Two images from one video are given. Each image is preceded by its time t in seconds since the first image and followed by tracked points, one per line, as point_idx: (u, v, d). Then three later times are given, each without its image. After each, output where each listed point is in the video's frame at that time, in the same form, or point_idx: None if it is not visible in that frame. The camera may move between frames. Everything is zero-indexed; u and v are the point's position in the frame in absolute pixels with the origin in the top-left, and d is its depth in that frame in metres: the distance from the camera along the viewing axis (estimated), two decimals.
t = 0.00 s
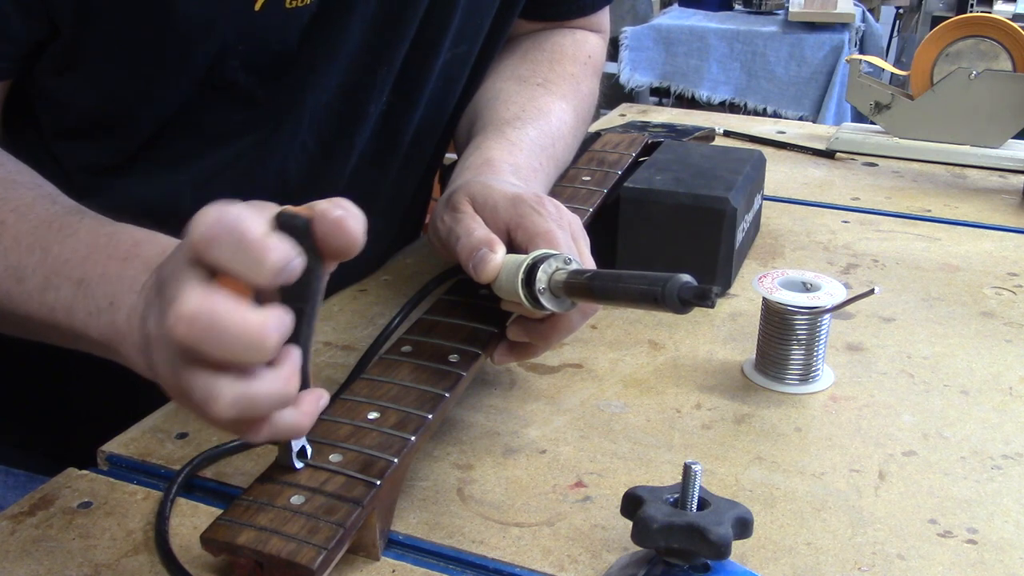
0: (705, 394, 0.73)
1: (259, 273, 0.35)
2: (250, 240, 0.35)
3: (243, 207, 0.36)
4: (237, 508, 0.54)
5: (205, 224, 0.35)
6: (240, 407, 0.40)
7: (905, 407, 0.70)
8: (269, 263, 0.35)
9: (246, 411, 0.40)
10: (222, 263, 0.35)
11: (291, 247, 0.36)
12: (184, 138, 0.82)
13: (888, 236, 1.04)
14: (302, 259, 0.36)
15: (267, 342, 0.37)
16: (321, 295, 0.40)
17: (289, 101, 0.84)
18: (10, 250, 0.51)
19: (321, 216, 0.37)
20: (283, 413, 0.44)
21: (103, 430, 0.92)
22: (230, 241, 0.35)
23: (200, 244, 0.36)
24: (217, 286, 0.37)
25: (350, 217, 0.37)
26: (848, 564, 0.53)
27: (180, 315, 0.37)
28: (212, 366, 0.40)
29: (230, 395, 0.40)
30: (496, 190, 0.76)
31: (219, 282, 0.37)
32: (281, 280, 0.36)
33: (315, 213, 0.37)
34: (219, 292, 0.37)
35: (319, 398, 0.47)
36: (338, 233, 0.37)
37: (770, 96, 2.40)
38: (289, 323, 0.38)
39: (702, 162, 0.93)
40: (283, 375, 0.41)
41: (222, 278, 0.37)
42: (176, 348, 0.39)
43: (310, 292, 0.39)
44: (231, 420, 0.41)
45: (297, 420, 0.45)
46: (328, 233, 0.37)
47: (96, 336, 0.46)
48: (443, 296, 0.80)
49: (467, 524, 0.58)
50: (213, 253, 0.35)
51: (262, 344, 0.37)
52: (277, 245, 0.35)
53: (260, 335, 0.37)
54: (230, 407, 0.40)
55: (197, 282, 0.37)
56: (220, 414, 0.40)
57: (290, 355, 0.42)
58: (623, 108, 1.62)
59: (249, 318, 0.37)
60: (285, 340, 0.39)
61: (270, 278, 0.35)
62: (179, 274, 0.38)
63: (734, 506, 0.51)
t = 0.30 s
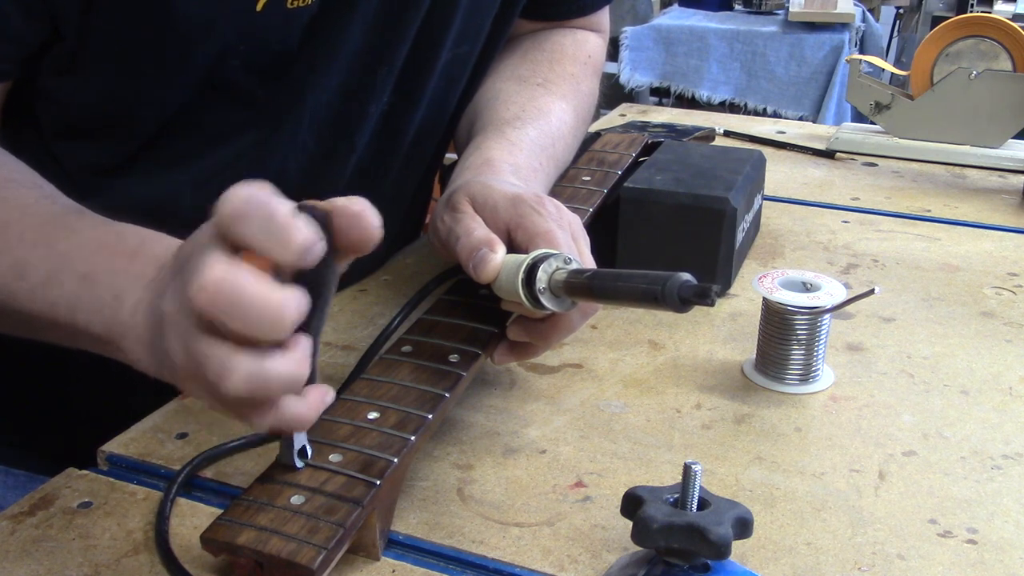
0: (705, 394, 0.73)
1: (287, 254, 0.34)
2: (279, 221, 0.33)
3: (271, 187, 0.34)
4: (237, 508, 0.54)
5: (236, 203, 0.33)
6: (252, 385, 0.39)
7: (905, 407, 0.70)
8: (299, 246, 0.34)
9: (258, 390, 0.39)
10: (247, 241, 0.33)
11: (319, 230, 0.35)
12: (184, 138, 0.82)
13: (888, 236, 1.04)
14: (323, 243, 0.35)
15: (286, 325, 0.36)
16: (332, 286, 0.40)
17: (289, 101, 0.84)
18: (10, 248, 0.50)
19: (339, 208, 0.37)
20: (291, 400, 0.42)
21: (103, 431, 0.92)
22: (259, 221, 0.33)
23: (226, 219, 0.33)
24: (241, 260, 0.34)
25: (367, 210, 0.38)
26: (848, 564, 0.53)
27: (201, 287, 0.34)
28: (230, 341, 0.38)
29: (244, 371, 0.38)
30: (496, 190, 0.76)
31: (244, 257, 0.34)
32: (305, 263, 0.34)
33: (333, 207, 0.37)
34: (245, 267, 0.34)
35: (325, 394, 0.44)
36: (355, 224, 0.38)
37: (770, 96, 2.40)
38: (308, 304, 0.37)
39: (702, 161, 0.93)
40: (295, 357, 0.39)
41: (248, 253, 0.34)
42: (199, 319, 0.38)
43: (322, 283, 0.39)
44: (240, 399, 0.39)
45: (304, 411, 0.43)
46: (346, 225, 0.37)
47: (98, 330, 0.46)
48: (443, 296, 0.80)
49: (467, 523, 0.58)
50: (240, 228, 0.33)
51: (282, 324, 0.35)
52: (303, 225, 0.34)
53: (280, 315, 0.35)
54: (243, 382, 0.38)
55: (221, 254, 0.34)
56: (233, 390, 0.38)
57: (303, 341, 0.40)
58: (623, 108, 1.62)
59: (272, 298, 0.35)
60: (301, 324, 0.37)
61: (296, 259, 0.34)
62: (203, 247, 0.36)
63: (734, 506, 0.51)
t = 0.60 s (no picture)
0: (705, 394, 0.73)
1: (271, 278, 0.33)
2: (261, 245, 0.32)
3: (252, 208, 0.33)
4: (238, 508, 0.54)
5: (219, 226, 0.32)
6: (244, 412, 0.38)
7: (905, 407, 0.70)
8: (285, 267, 0.33)
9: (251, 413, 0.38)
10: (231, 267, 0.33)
11: (305, 250, 0.33)
12: (184, 137, 0.82)
13: (888, 236, 1.04)
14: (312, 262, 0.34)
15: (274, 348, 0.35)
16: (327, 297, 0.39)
17: (289, 101, 0.84)
18: (11, 248, 0.50)
19: (329, 217, 0.36)
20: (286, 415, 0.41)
21: (103, 431, 0.92)
22: (239, 246, 0.32)
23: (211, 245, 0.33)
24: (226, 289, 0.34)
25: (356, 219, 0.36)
26: (848, 564, 0.53)
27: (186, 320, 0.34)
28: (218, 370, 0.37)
29: (234, 398, 0.37)
30: (496, 190, 0.76)
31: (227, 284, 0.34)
32: (290, 286, 0.33)
33: (320, 215, 0.36)
34: (228, 297, 0.34)
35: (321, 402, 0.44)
36: (345, 234, 0.36)
37: (770, 96, 2.39)
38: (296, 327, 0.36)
39: (702, 161, 0.93)
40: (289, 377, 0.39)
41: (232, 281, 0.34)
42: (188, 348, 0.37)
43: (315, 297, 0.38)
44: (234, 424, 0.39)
45: (300, 422, 0.42)
46: (337, 235, 0.36)
47: (96, 331, 0.46)
48: (443, 296, 0.80)
49: (467, 524, 0.58)
50: (223, 255, 0.33)
51: (269, 349, 0.35)
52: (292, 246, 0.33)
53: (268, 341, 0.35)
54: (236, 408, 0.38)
55: (206, 284, 0.34)
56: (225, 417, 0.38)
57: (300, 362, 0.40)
58: (623, 108, 1.62)
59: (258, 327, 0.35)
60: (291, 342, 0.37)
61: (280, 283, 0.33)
62: (188, 274, 0.35)
63: (734, 506, 0.51)
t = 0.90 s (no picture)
0: (705, 394, 0.73)
1: (272, 278, 0.34)
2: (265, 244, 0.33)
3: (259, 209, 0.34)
4: (237, 508, 0.54)
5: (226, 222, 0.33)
6: (244, 408, 0.38)
7: (905, 407, 0.70)
8: (287, 267, 0.33)
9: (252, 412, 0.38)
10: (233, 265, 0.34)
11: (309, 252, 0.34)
12: (183, 137, 0.82)
13: (888, 236, 1.04)
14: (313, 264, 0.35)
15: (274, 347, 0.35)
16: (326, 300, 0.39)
17: (288, 101, 0.84)
18: (9, 247, 0.50)
19: (333, 213, 0.35)
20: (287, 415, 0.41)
21: (103, 431, 0.92)
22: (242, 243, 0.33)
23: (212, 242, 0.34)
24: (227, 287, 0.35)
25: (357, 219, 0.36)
26: (848, 564, 0.53)
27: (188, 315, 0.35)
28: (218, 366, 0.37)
29: (235, 393, 0.37)
30: (496, 190, 0.76)
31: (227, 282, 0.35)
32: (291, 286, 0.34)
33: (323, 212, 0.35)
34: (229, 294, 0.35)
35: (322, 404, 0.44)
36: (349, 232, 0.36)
37: (770, 96, 2.39)
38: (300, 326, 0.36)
39: (702, 161, 0.93)
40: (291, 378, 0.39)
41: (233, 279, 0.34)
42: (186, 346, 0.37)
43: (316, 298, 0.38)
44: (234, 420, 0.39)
45: (299, 424, 0.42)
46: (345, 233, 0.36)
47: (96, 332, 0.46)
48: (444, 296, 0.80)
49: (467, 523, 0.58)
50: (224, 253, 0.34)
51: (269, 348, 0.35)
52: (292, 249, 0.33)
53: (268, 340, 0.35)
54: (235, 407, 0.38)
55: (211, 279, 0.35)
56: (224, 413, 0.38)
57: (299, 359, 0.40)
58: (623, 108, 1.62)
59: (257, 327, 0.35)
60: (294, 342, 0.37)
61: (281, 284, 0.34)
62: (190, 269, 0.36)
63: (734, 506, 0.51)
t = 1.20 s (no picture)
0: (705, 394, 0.73)
1: (271, 263, 0.40)
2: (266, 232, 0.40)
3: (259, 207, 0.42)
4: (238, 509, 0.54)
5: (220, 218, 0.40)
6: (248, 399, 0.42)
7: (905, 407, 0.70)
8: (287, 248, 0.41)
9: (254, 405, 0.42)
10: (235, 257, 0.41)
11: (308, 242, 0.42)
12: (183, 137, 0.82)
13: (888, 236, 1.04)
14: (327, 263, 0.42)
15: (275, 330, 0.41)
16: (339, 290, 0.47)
17: (288, 100, 0.84)
18: (20, 253, 0.50)
19: (351, 205, 0.46)
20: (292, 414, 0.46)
21: (103, 431, 0.92)
22: (242, 232, 0.40)
23: (214, 239, 0.41)
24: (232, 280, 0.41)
25: (377, 203, 0.46)
26: (848, 564, 0.53)
27: (191, 307, 0.40)
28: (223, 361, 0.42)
29: (240, 383, 0.42)
30: (496, 190, 0.76)
31: (233, 275, 0.42)
32: (291, 271, 0.41)
33: (340, 208, 0.46)
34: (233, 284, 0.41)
35: (333, 406, 0.49)
36: (366, 215, 0.46)
37: (770, 96, 2.39)
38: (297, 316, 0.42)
39: (702, 161, 0.93)
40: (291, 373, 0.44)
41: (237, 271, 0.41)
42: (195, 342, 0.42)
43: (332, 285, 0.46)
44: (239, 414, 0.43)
45: (306, 423, 0.47)
46: (354, 219, 0.46)
47: (106, 340, 0.47)
48: (444, 296, 0.80)
49: (467, 524, 0.58)
50: (226, 244, 0.40)
51: (271, 331, 0.41)
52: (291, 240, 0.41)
53: (270, 324, 0.41)
54: (237, 397, 0.42)
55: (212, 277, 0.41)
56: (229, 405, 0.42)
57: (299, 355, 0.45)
58: (623, 108, 1.62)
59: (260, 310, 0.41)
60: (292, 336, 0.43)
61: (283, 268, 0.41)
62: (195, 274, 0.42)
63: (734, 506, 0.51)
